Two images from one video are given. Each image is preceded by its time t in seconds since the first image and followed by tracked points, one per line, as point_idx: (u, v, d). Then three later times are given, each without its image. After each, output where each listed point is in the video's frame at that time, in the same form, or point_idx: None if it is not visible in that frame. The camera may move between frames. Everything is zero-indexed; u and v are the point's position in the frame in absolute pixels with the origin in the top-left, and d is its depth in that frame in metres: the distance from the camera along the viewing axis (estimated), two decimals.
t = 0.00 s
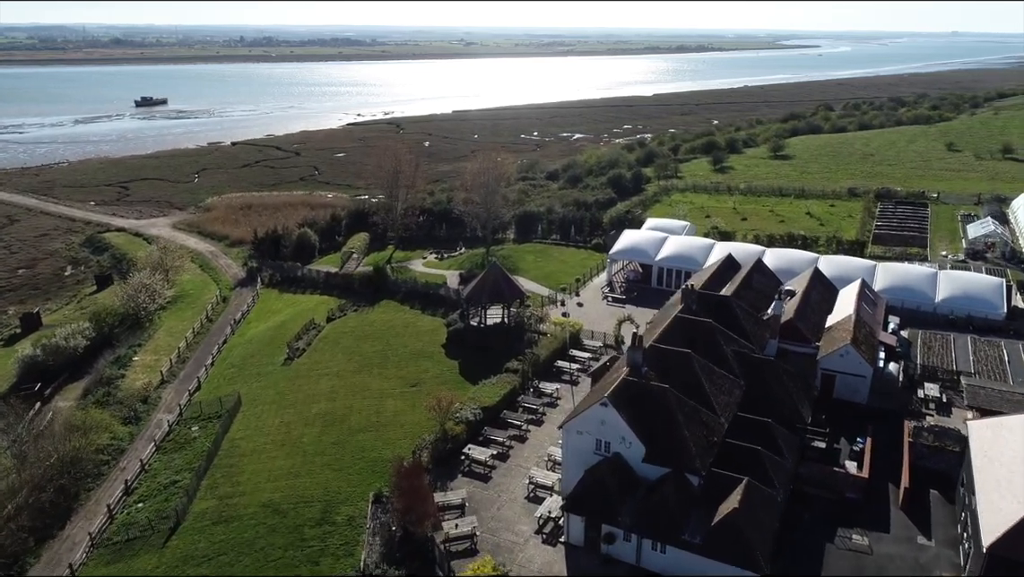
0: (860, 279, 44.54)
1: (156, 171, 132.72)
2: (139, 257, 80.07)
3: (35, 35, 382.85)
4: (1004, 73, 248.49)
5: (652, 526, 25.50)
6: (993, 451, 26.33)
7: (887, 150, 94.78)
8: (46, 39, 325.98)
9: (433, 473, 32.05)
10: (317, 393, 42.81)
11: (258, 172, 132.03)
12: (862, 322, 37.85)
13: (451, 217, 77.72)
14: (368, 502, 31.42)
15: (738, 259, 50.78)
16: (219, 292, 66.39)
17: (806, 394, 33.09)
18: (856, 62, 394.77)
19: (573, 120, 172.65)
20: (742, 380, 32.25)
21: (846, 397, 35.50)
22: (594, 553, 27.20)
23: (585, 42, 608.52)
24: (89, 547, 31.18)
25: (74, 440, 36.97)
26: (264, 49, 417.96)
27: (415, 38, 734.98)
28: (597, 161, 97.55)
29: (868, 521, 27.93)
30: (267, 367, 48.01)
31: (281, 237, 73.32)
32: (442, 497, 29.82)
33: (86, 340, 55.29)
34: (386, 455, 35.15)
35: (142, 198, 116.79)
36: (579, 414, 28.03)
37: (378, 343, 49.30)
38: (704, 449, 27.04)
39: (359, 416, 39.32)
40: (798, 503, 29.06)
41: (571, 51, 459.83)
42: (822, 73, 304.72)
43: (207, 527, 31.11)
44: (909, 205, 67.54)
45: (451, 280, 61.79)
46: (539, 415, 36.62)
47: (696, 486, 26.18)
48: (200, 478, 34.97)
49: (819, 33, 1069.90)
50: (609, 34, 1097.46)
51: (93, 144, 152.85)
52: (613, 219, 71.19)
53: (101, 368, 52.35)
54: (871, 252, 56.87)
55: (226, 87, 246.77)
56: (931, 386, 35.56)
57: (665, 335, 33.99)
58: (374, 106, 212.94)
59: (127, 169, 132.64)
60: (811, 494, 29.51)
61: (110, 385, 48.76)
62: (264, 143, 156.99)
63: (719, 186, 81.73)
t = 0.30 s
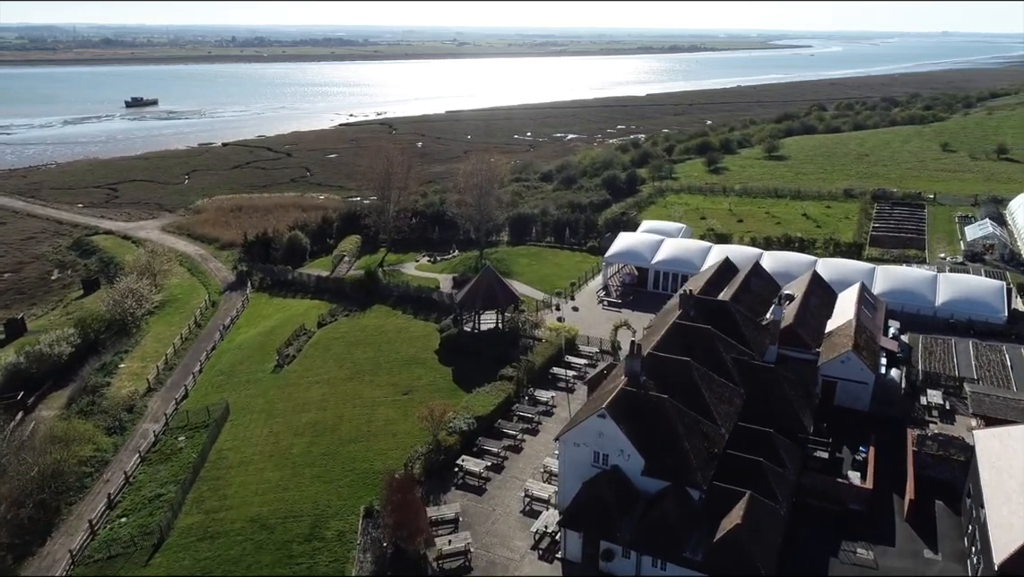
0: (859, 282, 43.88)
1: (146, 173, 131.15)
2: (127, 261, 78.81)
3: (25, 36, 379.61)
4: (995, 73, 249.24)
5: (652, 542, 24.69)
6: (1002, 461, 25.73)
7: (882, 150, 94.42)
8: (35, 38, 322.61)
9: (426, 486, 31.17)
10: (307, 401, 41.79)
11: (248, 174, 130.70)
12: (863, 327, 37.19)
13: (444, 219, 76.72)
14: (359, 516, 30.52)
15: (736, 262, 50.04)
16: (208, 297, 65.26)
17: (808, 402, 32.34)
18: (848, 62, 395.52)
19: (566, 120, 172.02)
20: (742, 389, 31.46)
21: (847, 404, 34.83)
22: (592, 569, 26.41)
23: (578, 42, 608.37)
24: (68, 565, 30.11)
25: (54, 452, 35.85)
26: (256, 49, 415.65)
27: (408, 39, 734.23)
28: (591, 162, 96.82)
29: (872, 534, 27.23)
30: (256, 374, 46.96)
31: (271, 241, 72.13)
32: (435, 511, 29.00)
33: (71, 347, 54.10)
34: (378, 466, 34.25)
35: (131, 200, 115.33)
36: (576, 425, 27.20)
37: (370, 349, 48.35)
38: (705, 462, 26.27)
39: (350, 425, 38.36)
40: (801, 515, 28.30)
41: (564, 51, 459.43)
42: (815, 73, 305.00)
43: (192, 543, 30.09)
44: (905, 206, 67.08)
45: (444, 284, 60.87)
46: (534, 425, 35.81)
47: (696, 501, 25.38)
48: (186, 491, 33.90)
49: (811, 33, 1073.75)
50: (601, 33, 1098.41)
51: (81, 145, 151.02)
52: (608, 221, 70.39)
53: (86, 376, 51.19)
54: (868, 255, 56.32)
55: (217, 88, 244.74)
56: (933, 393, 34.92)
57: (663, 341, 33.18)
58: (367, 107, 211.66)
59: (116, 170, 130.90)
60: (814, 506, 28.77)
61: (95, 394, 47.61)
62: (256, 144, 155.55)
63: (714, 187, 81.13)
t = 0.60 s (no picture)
0: (857, 286, 43.25)
1: (134, 175, 129.48)
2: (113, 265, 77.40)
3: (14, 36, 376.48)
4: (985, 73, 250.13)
5: (652, 559, 23.86)
6: (1010, 472, 25.18)
7: (876, 150, 94.17)
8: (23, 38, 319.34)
9: (418, 499, 30.29)
10: (296, 410, 40.76)
11: (238, 175, 129.27)
12: (862, 332, 36.53)
13: (437, 221, 75.60)
14: (348, 532, 29.59)
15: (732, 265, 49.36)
16: (196, 301, 64.02)
17: (809, 410, 31.62)
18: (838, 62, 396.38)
19: (559, 120, 171.37)
20: (742, 397, 30.70)
21: (847, 411, 34.19)
22: None
23: (569, 42, 608.56)
24: None
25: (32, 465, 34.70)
26: (247, 49, 412.97)
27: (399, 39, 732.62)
28: (584, 163, 96.07)
29: (876, 547, 26.53)
30: (243, 382, 45.88)
31: (260, 244, 70.91)
32: (427, 526, 28.12)
33: (54, 354, 52.84)
34: (369, 478, 33.34)
35: (119, 202, 113.70)
36: (572, 437, 26.40)
37: (360, 356, 47.35)
38: (705, 474, 25.49)
39: (340, 435, 37.39)
40: (803, 528, 27.55)
41: (555, 51, 459.13)
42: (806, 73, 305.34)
43: (175, 560, 29.05)
44: (901, 207, 66.67)
45: (436, 288, 59.92)
46: (529, 434, 34.98)
47: (697, 515, 24.59)
48: (170, 505, 32.82)
49: (802, 34, 1078.65)
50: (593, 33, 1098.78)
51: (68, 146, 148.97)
52: (602, 223, 69.63)
53: (69, 384, 49.94)
54: (865, 257, 55.81)
55: (207, 88, 242.55)
56: (935, 399, 34.32)
57: (660, 349, 32.42)
58: (358, 107, 210.26)
59: (103, 171, 128.93)
60: (816, 518, 28.04)
61: (78, 403, 46.41)
62: (246, 144, 154.02)
63: (709, 188, 80.53)
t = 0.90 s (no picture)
0: (856, 289, 42.64)
1: (122, 176, 127.77)
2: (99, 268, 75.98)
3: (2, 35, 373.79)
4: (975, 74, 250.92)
5: None
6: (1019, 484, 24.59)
7: (869, 151, 93.86)
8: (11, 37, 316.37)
9: (409, 514, 29.40)
10: (284, 419, 39.74)
11: (228, 176, 127.84)
12: (863, 338, 35.88)
13: (428, 223, 74.68)
14: (337, 549, 28.67)
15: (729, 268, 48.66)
16: (184, 306, 62.83)
17: (810, 418, 30.92)
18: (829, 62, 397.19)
19: (551, 120, 170.71)
20: (742, 406, 29.97)
21: (848, 418, 33.57)
22: None
23: (560, 42, 610.31)
24: None
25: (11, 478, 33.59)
26: (237, 49, 410.53)
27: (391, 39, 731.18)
28: (578, 163, 95.35)
29: (881, 560, 25.83)
30: (231, 390, 44.80)
31: (249, 247, 69.76)
32: (419, 542, 27.21)
33: (37, 361, 51.67)
34: (359, 491, 32.43)
35: (106, 204, 112.03)
36: (569, 450, 25.64)
37: (351, 362, 46.35)
38: (706, 488, 24.72)
39: (329, 446, 36.41)
40: (806, 541, 26.83)
41: (547, 52, 459.43)
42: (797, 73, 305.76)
43: None
44: (896, 208, 66.23)
45: (428, 292, 58.98)
46: (524, 444, 34.14)
47: (697, 530, 23.80)
48: (153, 520, 31.78)
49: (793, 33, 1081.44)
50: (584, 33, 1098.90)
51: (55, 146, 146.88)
52: (596, 225, 68.88)
53: (52, 392, 48.75)
54: (862, 259, 55.29)
55: (197, 88, 240.62)
56: (937, 406, 33.72)
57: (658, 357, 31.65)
58: (349, 107, 208.92)
59: (90, 172, 127.12)
60: (819, 530, 27.32)
61: (61, 412, 45.28)
62: (236, 145, 152.55)
63: (703, 188, 79.93)
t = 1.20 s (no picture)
0: (855, 293, 41.98)
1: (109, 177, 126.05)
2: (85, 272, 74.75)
3: None
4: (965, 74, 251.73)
5: None
6: None
7: (863, 151, 93.55)
8: None
9: (400, 529, 28.51)
10: (272, 429, 38.73)
11: (218, 178, 126.35)
12: (863, 343, 35.22)
13: (420, 226, 73.72)
14: (324, 566, 27.77)
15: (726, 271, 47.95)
16: (172, 310, 61.72)
17: (811, 427, 30.21)
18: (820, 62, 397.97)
19: (543, 120, 170.02)
20: (741, 415, 29.23)
21: (849, 427, 32.91)
22: None
23: (552, 43, 611.38)
24: None
25: None
26: (228, 49, 407.90)
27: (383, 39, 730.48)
28: (571, 164, 94.61)
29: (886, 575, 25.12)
30: (218, 398, 43.73)
31: (239, 251, 68.59)
32: (411, 559, 26.26)
33: (19, 369, 50.90)
34: (349, 504, 31.51)
35: (94, 207, 110.41)
36: (565, 464, 24.82)
37: (341, 370, 45.37)
38: (707, 502, 23.96)
39: (318, 457, 35.47)
40: (808, 555, 26.08)
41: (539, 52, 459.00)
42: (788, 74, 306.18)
43: None
44: (892, 209, 65.78)
45: (420, 296, 58.04)
46: (518, 455, 33.27)
47: (698, 546, 23.00)
48: (136, 535, 30.76)
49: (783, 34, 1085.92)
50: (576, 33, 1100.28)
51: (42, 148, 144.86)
52: (591, 227, 68.09)
53: (34, 401, 47.96)
54: (859, 261, 54.75)
55: (187, 88, 238.56)
56: (938, 414, 33.09)
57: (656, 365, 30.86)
58: (341, 108, 207.50)
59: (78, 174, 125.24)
60: (822, 543, 26.58)
61: (43, 421, 44.41)
62: (226, 146, 151.10)
63: (697, 189, 79.35)
